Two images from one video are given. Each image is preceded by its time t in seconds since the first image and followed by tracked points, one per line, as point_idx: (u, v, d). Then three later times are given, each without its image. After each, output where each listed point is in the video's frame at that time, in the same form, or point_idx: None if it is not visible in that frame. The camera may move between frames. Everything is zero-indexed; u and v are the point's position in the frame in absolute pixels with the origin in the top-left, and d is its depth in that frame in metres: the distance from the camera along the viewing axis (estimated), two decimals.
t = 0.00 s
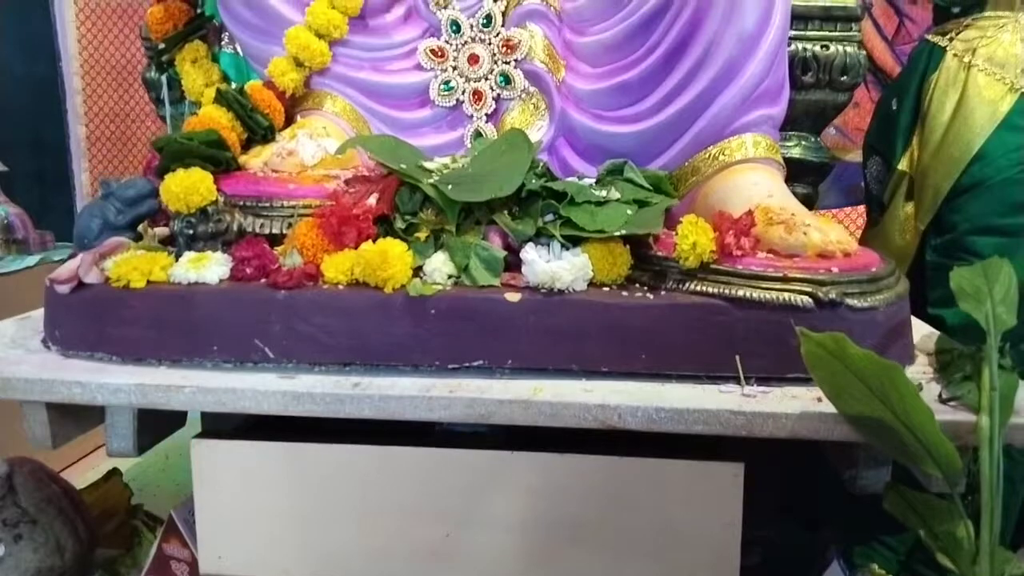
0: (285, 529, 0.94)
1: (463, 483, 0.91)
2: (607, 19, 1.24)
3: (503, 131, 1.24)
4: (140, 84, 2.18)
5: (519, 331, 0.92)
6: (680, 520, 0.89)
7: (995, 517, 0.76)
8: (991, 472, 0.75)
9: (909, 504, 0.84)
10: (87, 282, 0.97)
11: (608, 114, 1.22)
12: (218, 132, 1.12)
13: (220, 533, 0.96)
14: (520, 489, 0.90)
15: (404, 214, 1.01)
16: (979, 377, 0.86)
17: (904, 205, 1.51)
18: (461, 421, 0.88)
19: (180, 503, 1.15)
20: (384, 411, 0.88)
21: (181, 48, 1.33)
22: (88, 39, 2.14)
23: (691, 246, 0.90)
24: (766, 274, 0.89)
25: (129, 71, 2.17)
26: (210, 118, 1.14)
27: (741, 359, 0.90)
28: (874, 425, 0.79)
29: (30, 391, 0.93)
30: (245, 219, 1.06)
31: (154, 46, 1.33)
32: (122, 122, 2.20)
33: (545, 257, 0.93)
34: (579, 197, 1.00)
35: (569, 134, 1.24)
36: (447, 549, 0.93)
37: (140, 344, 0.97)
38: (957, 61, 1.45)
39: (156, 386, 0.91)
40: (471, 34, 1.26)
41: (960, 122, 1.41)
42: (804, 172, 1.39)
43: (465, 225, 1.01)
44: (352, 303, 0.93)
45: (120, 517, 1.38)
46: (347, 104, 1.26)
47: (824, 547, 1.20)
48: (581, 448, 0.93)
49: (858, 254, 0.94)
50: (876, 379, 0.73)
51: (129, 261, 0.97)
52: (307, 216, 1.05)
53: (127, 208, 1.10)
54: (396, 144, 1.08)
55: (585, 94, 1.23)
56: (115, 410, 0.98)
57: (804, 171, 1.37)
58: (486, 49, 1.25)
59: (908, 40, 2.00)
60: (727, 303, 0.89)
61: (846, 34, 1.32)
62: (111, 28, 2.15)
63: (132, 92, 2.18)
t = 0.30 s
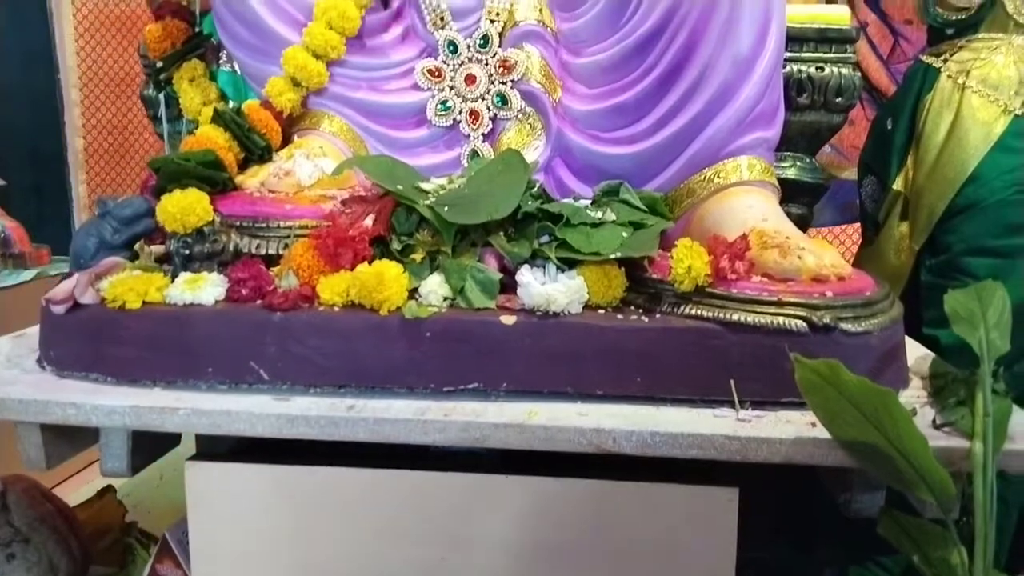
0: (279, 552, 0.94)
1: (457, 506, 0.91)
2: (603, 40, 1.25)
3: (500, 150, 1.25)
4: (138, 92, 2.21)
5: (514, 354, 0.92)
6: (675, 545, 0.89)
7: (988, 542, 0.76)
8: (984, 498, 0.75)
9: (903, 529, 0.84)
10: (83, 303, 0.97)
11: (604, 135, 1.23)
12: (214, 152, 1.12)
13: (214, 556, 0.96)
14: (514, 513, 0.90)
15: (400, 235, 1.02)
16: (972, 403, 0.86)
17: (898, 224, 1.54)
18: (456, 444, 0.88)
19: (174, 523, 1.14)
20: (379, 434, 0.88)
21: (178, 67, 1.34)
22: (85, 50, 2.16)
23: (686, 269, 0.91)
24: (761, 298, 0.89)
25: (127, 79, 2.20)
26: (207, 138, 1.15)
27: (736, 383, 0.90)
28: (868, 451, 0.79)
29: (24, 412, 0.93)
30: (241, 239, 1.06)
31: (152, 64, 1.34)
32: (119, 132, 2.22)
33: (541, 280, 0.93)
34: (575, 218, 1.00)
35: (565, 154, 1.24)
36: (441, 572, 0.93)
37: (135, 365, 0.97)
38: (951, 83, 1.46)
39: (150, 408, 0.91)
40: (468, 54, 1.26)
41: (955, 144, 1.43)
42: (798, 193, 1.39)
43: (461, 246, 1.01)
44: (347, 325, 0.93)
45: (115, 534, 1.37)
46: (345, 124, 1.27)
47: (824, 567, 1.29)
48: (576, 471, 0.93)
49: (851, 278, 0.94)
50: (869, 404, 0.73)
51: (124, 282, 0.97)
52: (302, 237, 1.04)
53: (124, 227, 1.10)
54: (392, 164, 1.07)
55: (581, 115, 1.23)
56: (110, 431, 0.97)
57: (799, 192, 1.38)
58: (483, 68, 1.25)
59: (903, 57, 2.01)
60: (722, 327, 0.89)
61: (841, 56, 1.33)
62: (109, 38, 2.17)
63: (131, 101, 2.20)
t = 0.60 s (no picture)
0: None
1: (453, 533, 0.90)
2: (601, 63, 1.26)
3: (497, 172, 1.25)
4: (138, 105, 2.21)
5: (511, 380, 0.92)
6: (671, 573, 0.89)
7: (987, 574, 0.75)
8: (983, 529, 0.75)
9: (900, 558, 0.83)
10: (79, 326, 0.97)
11: (601, 158, 1.23)
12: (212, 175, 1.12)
13: None
14: (510, 540, 0.90)
15: (396, 259, 1.02)
16: (970, 432, 0.86)
17: (895, 245, 1.59)
18: (452, 472, 0.87)
19: (167, 547, 1.14)
20: (375, 461, 0.88)
21: (177, 88, 1.35)
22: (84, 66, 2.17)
23: (683, 296, 0.91)
24: (757, 324, 0.89)
25: (126, 93, 2.20)
26: (206, 160, 1.15)
27: (733, 411, 0.90)
28: (866, 480, 0.79)
29: (18, 437, 0.92)
30: (238, 262, 1.05)
31: (150, 85, 1.34)
32: (118, 147, 2.22)
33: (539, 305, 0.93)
34: (572, 242, 1.00)
35: (562, 176, 1.25)
36: None
37: (131, 390, 0.97)
38: (947, 106, 1.52)
39: (145, 433, 0.91)
40: (466, 77, 1.27)
41: (952, 167, 1.49)
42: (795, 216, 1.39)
43: (458, 270, 1.01)
44: (344, 350, 0.93)
45: (108, 555, 1.36)
46: (343, 146, 1.27)
47: None
48: (572, 498, 0.92)
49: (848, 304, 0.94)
50: (866, 434, 0.73)
51: (120, 305, 0.97)
52: (300, 259, 1.04)
53: (120, 249, 1.09)
54: (389, 186, 1.08)
55: (579, 137, 1.24)
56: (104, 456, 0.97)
57: (795, 215, 1.38)
58: (481, 91, 1.26)
59: (899, 79, 2.02)
60: (719, 354, 0.89)
61: (837, 80, 1.34)
62: (108, 53, 2.18)
63: (130, 115, 2.21)
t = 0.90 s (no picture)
0: None
1: (452, 562, 0.90)
2: (599, 89, 1.27)
3: (496, 198, 1.26)
4: (139, 126, 2.24)
5: (511, 408, 0.92)
6: None
7: None
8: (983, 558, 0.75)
9: None
10: (80, 353, 0.97)
11: (599, 184, 1.24)
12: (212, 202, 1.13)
13: None
14: (510, 569, 0.90)
15: (396, 285, 1.02)
16: (968, 460, 0.86)
17: (893, 268, 1.61)
18: (451, 501, 0.88)
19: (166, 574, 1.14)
20: (375, 490, 0.88)
21: (179, 114, 1.35)
22: (86, 87, 2.19)
23: (683, 323, 0.91)
24: (756, 352, 0.89)
25: (127, 113, 2.23)
26: (206, 188, 1.16)
27: (732, 439, 0.90)
28: (866, 510, 0.79)
29: (18, 465, 0.92)
30: (238, 289, 1.06)
31: (151, 111, 1.35)
32: (119, 166, 2.24)
33: (538, 332, 0.94)
34: (571, 269, 1.00)
35: (561, 201, 1.26)
36: None
37: (131, 417, 0.97)
38: (944, 130, 1.54)
39: (145, 461, 0.91)
40: (466, 103, 1.28)
41: (949, 191, 1.51)
42: (793, 240, 1.40)
43: (457, 296, 1.01)
44: (344, 378, 0.93)
45: None
46: (343, 172, 1.27)
47: None
48: (571, 527, 0.92)
49: (846, 332, 0.94)
50: (866, 464, 0.73)
51: (120, 333, 0.97)
52: (300, 286, 1.04)
53: (120, 275, 1.09)
54: (389, 213, 1.08)
55: (577, 163, 1.25)
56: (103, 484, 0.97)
57: (793, 240, 1.39)
58: (481, 117, 1.27)
59: (897, 101, 2.05)
60: (719, 382, 0.89)
61: (835, 105, 1.35)
62: (110, 73, 2.21)
63: (130, 135, 2.24)
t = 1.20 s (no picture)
0: None
1: None
2: (596, 113, 1.29)
3: (495, 219, 1.28)
4: (139, 144, 2.22)
5: (509, 433, 0.92)
6: None
7: None
8: None
9: None
10: (80, 376, 0.98)
11: (597, 206, 1.25)
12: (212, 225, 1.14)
13: None
14: None
15: (396, 308, 1.02)
16: (964, 485, 0.87)
17: (890, 288, 1.64)
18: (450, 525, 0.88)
19: None
20: (373, 514, 0.88)
21: (180, 136, 1.36)
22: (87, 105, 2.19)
23: (680, 347, 0.92)
24: (753, 376, 0.90)
25: (128, 131, 2.22)
26: (206, 212, 1.17)
27: (729, 464, 0.90)
28: (863, 536, 0.79)
29: (18, 489, 0.93)
30: (238, 312, 1.06)
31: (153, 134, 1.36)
32: (120, 184, 2.23)
33: (536, 354, 0.95)
34: (569, 292, 1.01)
35: (560, 223, 1.27)
36: None
37: (130, 441, 0.97)
38: (939, 152, 1.56)
39: (144, 485, 0.91)
40: (465, 125, 1.29)
41: (944, 213, 1.53)
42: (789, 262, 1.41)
43: (456, 320, 1.01)
44: (343, 402, 0.93)
45: None
46: (343, 195, 1.27)
47: None
48: (569, 551, 0.92)
49: (842, 355, 0.95)
50: (863, 489, 0.74)
51: (120, 356, 0.97)
52: (300, 309, 1.05)
53: (121, 297, 1.10)
54: (390, 235, 1.09)
55: (576, 185, 1.26)
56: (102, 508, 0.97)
57: (789, 261, 1.40)
58: (480, 139, 1.29)
59: (893, 122, 2.07)
60: (716, 407, 0.90)
61: (830, 128, 1.36)
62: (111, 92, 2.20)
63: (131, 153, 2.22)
